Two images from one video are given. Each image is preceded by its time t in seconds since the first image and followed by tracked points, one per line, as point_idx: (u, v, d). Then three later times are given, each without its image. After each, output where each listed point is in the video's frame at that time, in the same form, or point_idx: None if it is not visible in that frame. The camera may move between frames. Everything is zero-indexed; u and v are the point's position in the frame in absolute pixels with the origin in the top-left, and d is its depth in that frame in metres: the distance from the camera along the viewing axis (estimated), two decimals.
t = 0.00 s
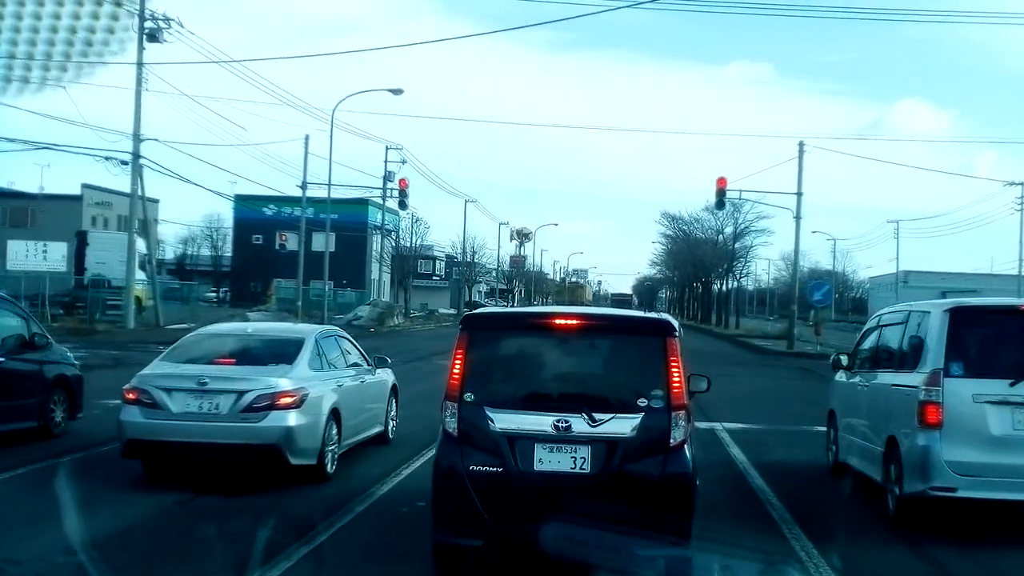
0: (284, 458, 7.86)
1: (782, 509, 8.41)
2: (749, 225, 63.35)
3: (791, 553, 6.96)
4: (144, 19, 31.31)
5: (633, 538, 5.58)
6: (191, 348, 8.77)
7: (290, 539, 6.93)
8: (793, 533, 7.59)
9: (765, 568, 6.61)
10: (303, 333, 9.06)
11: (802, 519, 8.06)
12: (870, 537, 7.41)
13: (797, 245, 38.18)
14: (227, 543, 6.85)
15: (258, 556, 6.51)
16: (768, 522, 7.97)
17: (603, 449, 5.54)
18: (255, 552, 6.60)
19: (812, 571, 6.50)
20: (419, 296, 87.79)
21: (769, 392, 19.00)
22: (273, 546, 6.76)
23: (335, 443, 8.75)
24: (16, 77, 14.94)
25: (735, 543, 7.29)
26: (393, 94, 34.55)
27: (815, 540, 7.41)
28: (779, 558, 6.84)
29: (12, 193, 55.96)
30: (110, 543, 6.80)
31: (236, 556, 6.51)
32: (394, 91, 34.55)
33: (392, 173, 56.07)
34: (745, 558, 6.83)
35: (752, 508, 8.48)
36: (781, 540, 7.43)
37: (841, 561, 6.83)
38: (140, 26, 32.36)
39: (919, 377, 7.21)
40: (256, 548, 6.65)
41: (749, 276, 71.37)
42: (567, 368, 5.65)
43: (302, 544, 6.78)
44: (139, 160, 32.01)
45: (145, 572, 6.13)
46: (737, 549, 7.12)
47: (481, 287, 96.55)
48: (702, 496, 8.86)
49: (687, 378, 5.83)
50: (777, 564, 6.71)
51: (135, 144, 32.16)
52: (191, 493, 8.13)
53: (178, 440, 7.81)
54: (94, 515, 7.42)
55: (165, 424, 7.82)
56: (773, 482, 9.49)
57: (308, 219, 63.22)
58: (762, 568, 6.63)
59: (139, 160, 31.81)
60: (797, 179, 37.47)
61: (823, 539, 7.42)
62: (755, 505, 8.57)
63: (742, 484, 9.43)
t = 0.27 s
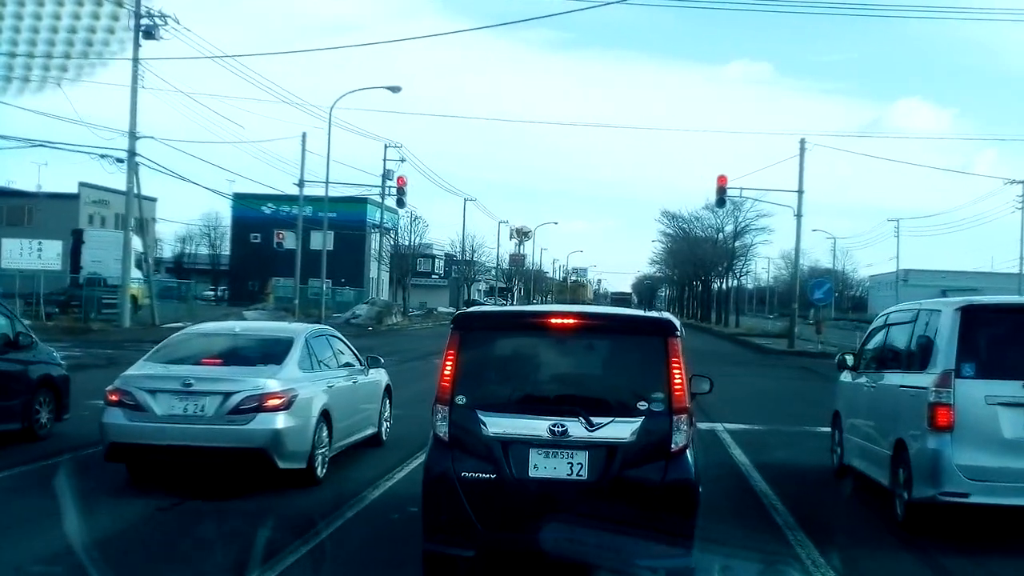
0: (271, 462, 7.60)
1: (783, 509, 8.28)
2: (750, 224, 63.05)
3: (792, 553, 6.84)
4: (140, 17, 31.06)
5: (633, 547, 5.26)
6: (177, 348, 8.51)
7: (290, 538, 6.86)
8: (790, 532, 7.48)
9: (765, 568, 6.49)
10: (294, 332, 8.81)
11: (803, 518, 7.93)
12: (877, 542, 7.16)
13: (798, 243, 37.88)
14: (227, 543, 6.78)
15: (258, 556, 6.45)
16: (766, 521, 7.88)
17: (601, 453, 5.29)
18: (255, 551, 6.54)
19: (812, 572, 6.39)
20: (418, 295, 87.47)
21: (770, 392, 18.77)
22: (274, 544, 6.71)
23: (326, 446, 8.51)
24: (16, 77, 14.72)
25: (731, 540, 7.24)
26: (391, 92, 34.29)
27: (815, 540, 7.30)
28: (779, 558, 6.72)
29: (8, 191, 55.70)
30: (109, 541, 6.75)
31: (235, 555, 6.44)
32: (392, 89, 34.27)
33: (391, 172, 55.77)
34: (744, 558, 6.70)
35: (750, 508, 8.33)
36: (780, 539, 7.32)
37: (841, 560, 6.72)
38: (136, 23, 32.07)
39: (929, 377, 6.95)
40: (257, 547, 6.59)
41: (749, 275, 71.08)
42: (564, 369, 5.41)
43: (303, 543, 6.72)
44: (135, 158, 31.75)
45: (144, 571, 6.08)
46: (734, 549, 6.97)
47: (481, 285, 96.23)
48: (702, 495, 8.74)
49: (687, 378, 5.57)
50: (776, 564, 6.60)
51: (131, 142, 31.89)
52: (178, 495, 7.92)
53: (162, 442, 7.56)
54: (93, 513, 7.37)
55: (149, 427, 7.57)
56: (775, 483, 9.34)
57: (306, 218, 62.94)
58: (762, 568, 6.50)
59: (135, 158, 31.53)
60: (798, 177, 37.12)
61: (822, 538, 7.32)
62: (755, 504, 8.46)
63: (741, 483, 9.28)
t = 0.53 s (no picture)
0: (260, 468, 7.36)
1: (784, 511, 8.20)
2: (750, 224, 62.81)
3: (793, 554, 6.78)
4: (137, 15, 30.86)
5: (634, 558, 5.02)
6: (166, 350, 8.28)
7: (291, 538, 6.82)
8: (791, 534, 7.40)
9: (765, 568, 6.45)
10: (285, 333, 8.59)
11: (804, 521, 7.84)
12: (882, 548, 6.97)
13: (800, 243, 37.69)
14: (227, 544, 6.72)
15: (259, 556, 6.42)
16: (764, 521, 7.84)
17: (602, 461, 5.06)
18: (255, 551, 6.50)
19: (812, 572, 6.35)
20: (418, 295, 87.26)
21: (772, 393, 18.59)
22: (275, 545, 6.66)
23: (318, 451, 8.27)
24: (17, 77, 14.52)
25: (726, 535, 7.32)
26: (390, 91, 34.08)
27: (815, 541, 7.24)
28: (779, 558, 6.68)
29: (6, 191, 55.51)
30: (111, 540, 6.74)
31: (237, 556, 6.41)
32: (391, 88, 34.06)
33: (390, 172, 55.54)
34: (744, 558, 6.66)
35: (752, 509, 8.25)
36: (780, 540, 7.24)
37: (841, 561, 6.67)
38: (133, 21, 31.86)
39: (941, 380, 6.72)
40: (258, 548, 6.55)
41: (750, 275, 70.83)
42: (562, 372, 5.18)
43: (303, 543, 6.67)
44: (133, 158, 31.55)
45: (145, 570, 6.08)
46: (736, 549, 6.90)
47: (481, 285, 96.00)
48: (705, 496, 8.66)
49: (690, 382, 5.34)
50: (777, 564, 6.55)
51: (128, 141, 31.68)
52: (168, 500, 7.76)
53: (147, 447, 7.33)
54: (95, 513, 7.36)
55: (135, 431, 7.34)
56: (776, 486, 9.25)
57: (305, 218, 62.72)
58: (762, 568, 6.46)
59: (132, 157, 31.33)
60: (799, 177, 36.90)
61: (820, 539, 7.27)
62: (753, 504, 8.43)
63: (742, 486, 9.19)
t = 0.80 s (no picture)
0: (250, 472, 7.16)
1: (785, 511, 8.05)
2: (750, 223, 62.55)
3: (794, 555, 6.65)
4: (133, 13, 30.66)
5: (636, 561, 4.84)
6: (154, 351, 8.08)
7: (290, 537, 6.73)
8: (792, 534, 7.26)
9: (766, 568, 6.31)
10: (276, 333, 8.39)
11: (806, 522, 7.69)
12: (888, 551, 6.81)
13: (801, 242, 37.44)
14: (227, 543, 6.63)
15: (258, 555, 6.34)
16: (765, 520, 7.73)
17: (601, 468, 4.87)
18: (255, 550, 6.42)
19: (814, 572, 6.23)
20: (418, 294, 86.97)
21: (774, 394, 18.38)
22: (274, 544, 6.57)
23: (310, 454, 8.07)
24: (16, 77, 14.32)
25: (725, 533, 7.23)
26: (388, 90, 33.88)
27: (815, 542, 7.11)
28: (779, 558, 6.56)
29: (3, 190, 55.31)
30: (109, 540, 6.63)
31: (237, 555, 6.33)
32: (388, 87, 33.86)
33: (389, 170, 55.30)
34: (745, 558, 6.51)
35: (753, 510, 8.10)
36: (781, 540, 7.11)
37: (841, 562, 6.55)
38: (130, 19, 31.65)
39: (951, 383, 6.50)
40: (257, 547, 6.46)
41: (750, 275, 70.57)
42: (559, 374, 4.98)
43: (303, 542, 6.58)
44: (129, 156, 31.34)
45: (145, 569, 5.97)
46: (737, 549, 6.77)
47: (480, 285, 95.74)
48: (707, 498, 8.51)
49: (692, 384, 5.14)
50: (777, 565, 6.43)
51: (124, 139, 31.46)
52: (159, 504, 7.60)
53: (132, 451, 7.13)
54: (88, 514, 7.22)
55: (121, 435, 7.13)
56: (779, 487, 9.08)
57: (304, 217, 62.48)
58: (762, 568, 6.32)
59: (129, 155, 31.12)
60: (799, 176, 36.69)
61: (821, 538, 7.17)
62: (754, 504, 8.29)
63: (744, 487, 9.03)
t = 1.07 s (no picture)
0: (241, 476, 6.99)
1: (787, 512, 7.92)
2: (751, 223, 62.32)
3: (794, 555, 6.54)
4: (131, 11, 30.48)
5: (633, 559, 4.65)
6: (144, 351, 7.90)
7: (289, 538, 6.66)
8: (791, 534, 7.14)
9: (766, 568, 6.19)
10: (269, 334, 8.21)
11: (807, 522, 7.57)
12: (892, 554, 6.70)
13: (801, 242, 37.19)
14: (227, 543, 6.57)
15: (260, 556, 6.28)
16: (765, 520, 7.62)
17: (601, 475, 4.69)
18: (256, 551, 6.36)
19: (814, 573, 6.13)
20: (417, 294, 86.75)
21: (776, 394, 18.18)
22: (276, 544, 6.52)
23: (303, 458, 7.90)
24: (18, 78, 14.12)
25: (725, 532, 7.11)
26: (386, 89, 33.70)
27: (816, 542, 7.00)
28: (779, 558, 6.45)
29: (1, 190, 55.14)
30: (100, 542, 6.52)
31: (236, 556, 6.27)
32: (386, 85, 33.68)
33: (388, 170, 55.10)
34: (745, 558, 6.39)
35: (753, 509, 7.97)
36: (781, 540, 6.99)
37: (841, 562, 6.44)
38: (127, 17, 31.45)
39: (960, 385, 6.31)
40: (259, 548, 6.41)
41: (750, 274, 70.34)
42: (557, 376, 4.80)
43: (303, 543, 6.53)
44: (126, 156, 31.16)
45: (145, 570, 5.91)
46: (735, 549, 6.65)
47: (480, 285, 95.55)
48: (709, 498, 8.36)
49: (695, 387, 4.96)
50: (777, 564, 6.31)
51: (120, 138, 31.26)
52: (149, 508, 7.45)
53: (120, 455, 6.96)
54: (76, 517, 7.08)
55: (108, 438, 6.96)
56: (779, 487, 8.95)
57: (303, 217, 62.29)
58: (763, 568, 6.20)
59: (126, 154, 30.93)
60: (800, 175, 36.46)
61: (822, 538, 7.07)
62: (756, 504, 8.16)
63: (745, 487, 8.89)
